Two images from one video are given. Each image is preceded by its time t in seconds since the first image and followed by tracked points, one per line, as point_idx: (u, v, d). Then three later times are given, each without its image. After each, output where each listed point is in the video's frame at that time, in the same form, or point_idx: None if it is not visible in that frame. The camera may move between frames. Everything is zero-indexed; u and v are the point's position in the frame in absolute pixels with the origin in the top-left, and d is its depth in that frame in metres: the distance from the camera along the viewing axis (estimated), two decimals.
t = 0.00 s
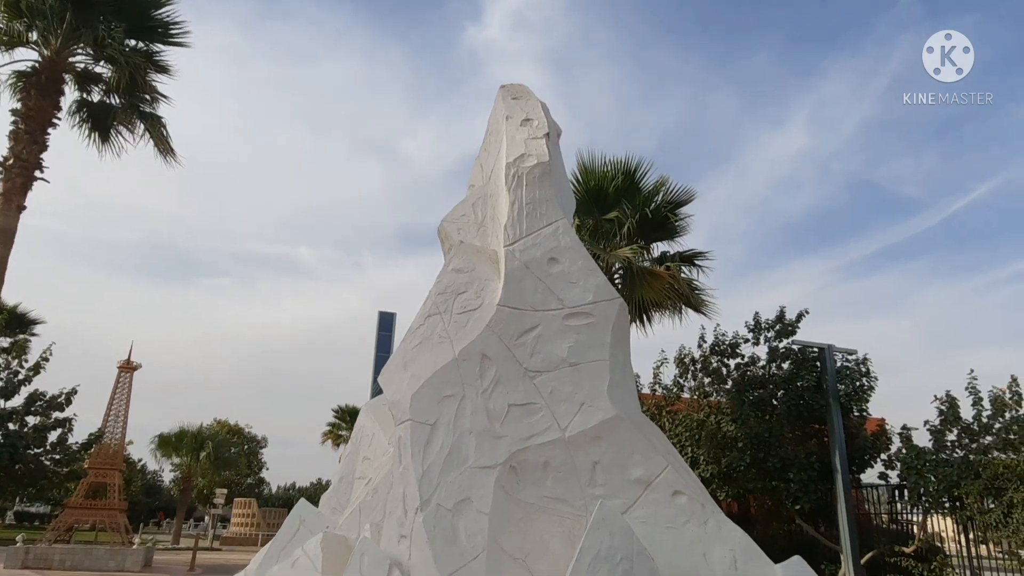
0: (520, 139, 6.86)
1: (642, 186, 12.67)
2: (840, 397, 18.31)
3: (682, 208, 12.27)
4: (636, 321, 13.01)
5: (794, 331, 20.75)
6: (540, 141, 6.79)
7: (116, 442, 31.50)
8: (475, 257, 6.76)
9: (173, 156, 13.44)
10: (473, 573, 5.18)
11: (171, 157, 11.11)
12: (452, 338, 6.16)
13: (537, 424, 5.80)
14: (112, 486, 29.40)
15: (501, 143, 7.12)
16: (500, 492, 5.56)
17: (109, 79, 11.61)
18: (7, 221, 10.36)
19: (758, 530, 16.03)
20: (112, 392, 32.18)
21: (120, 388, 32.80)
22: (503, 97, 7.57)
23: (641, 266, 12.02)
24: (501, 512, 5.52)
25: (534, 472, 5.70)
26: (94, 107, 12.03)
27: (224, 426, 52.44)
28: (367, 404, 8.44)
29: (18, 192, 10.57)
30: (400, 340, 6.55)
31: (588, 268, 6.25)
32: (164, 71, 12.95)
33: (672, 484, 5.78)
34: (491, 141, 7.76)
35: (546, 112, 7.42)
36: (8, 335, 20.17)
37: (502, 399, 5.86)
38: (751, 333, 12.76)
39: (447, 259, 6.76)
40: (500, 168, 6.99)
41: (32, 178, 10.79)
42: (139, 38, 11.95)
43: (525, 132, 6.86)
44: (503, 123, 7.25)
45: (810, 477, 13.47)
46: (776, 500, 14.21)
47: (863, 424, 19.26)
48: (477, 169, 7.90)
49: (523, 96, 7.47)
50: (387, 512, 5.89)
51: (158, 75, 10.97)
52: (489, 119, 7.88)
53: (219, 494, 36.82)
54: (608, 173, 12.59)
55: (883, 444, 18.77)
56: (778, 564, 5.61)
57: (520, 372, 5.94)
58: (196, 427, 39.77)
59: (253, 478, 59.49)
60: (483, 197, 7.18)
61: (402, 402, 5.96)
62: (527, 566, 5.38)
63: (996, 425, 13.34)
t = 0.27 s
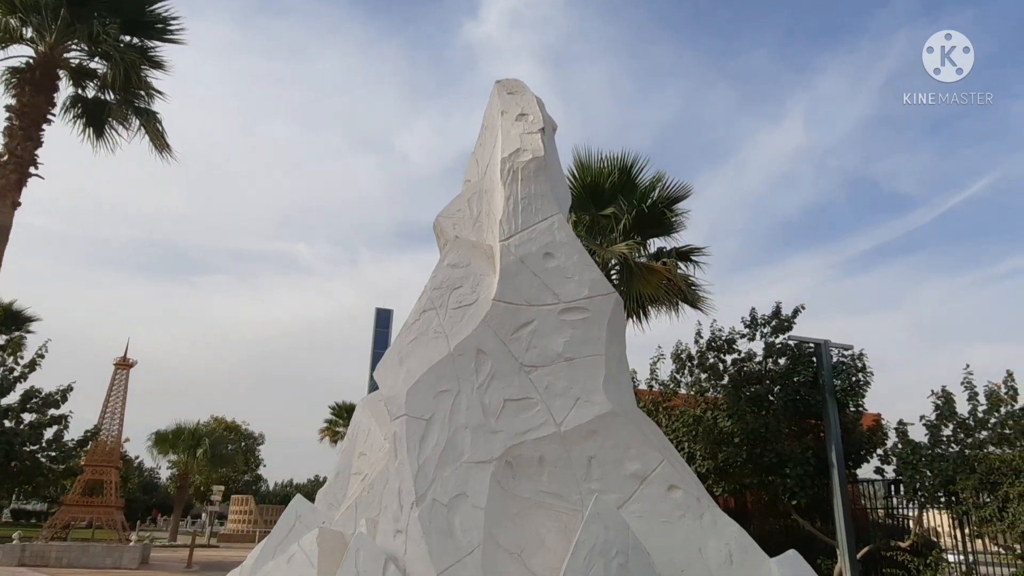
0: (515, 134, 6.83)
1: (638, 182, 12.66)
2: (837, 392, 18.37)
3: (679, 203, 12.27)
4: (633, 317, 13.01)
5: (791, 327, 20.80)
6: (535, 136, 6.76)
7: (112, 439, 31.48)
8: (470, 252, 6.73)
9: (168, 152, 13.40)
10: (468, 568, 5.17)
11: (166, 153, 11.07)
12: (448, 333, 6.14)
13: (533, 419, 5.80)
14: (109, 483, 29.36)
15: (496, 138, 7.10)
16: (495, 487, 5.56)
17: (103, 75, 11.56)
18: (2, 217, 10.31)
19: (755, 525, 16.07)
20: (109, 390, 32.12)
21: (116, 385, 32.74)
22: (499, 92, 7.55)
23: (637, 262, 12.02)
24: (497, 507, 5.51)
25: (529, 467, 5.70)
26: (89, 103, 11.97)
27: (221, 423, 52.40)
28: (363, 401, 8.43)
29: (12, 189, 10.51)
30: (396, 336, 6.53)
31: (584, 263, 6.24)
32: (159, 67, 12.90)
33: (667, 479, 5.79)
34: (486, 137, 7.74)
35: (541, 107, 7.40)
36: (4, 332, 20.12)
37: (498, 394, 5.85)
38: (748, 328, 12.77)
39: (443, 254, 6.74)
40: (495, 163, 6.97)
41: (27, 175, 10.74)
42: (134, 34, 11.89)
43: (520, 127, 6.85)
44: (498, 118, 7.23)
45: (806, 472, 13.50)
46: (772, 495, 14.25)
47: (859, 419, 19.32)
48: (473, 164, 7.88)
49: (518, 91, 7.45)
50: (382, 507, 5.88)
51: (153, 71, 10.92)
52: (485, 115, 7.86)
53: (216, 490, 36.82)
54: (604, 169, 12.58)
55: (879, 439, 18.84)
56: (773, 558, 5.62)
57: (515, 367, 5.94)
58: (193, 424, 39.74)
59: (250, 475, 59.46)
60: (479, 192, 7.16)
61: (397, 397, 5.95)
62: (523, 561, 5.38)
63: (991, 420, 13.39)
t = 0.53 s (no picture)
0: (513, 127, 6.79)
1: (637, 175, 12.64)
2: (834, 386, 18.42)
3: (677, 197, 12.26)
4: (631, 311, 13.01)
5: (789, 320, 20.82)
6: (534, 128, 6.72)
7: (110, 434, 31.49)
8: (469, 244, 6.69)
9: (165, 146, 13.34)
10: (467, 560, 5.17)
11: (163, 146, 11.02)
12: (446, 325, 6.11)
13: (531, 412, 5.79)
14: (106, 478, 29.42)
15: (495, 131, 7.06)
16: (494, 479, 5.56)
17: (100, 68, 11.50)
18: None
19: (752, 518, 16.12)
20: (106, 384, 32.11)
21: (114, 380, 32.73)
22: (497, 84, 7.51)
23: (635, 256, 12.01)
24: (495, 499, 5.52)
25: (528, 459, 5.70)
26: (85, 96, 11.92)
27: (218, 418, 52.45)
28: (361, 394, 8.43)
29: (9, 182, 10.47)
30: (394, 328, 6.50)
31: (583, 255, 6.22)
32: (155, 60, 12.83)
33: (666, 471, 5.80)
34: (484, 129, 7.71)
35: (540, 99, 7.36)
36: (1, 326, 20.09)
37: (497, 386, 5.84)
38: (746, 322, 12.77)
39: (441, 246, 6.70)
40: (493, 155, 6.93)
41: (23, 168, 10.68)
42: (131, 27, 11.82)
43: (518, 119, 6.81)
44: (496, 110, 7.20)
45: (804, 466, 13.52)
46: (769, 489, 14.30)
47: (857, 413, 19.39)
48: (471, 157, 7.84)
49: (517, 83, 7.41)
50: (381, 500, 5.88)
51: (150, 64, 10.87)
52: (483, 107, 7.82)
53: (214, 485, 36.92)
54: (603, 163, 12.56)
55: (876, 432, 18.91)
56: (771, 549, 5.64)
57: (514, 360, 5.92)
58: (191, 419, 39.78)
59: (248, 469, 59.56)
60: (477, 184, 7.13)
61: (396, 390, 5.93)
62: (521, 552, 5.39)
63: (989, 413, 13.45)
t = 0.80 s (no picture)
0: (510, 118, 6.75)
1: (634, 168, 12.61)
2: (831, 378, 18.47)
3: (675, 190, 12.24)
4: (629, 304, 13.01)
5: (787, 313, 20.86)
6: (531, 120, 6.68)
7: (107, 427, 31.43)
8: (466, 236, 6.65)
9: (161, 139, 13.28)
10: (464, 552, 5.17)
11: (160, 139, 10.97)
12: (444, 317, 6.08)
13: (529, 403, 5.79)
14: (104, 472, 29.45)
15: (492, 122, 7.02)
16: (492, 470, 5.56)
17: (95, 60, 11.43)
18: None
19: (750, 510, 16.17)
20: (103, 379, 32.11)
21: (111, 374, 32.72)
22: (494, 75, 7.47)
23: (633, 249, 11.98)
24: (493, 491, 5.52)
25: (525, 451, 5.70)
26: (81, 89, 11.85)
27: (216, 412, 52.49)
28: (359, 386, 8.43)
29: (4, 176, 10.41)
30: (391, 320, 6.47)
31: (580, 247, 6.19)
32: (151, 52, 12.75)
33: (664, 462, 5.80)
34: (482, 121, 7.67)
35: (537, 91, 7.32)
36: None
37: (494, 378, 5.83)
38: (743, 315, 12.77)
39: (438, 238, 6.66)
40: (490, 146, 6.89)
41: (19, 161, 10.62)
42: (126, 19, 11.74)
43: (516, 111, 6.77)
44: (493, 101, 7.15)
45: (801, 458, 13.56)
46: (767, 480, 14.34)
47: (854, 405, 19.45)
48: (468, 149, 7.80)
49: (514, 74, 7.36)
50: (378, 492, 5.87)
51: (145, 56, 10.80)
52: (480, 99, 7.78)
53: (212, 479, 37.01)
54: (600, 156, 12.52)
55: (873, 424, 18.99)
56: (769, 540, 5.65)
57: (511, 352, 5.91)
58: (189, 413, 39.82)
59: (246, 463, 59.66)
60: (474, 176, 7.09)
61: (393, 382, 5.91)
62: (519, 544, 5.39)
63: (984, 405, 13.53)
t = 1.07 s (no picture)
0: (508, 105, 6.70)
1: (632, 157, 12.56)
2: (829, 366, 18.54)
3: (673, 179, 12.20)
4: (627, 293, 13.01)
5: (784, 301, 20.90)
6: (528, 107, 6.64)
7: (106, 417, 31.48)
8: (464, 223, 6.60)
9: (158, 128, 13.21)
10: (462, 538, 5.19)
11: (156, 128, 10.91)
12: (441, 304, 6.06)
13: (526, 390, 5.80)
14: (104, 461, 29.55)
15: (489, 109, 6.97)
16: (490, 457, 5.58)
17: (90, 49, 11.35)
18: None
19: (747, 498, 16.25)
20: (101, 368, 32.14)
21: (110, 363, 32.75)
22: (491, 62, 7.41)
23: (631, 238, 11.96)
24: (490, 478, 5.53)
25: (523, 438, 5.72)
26: (76, 77, 11.77)
27: (215, 401, 52.61)
28: (357, 374, 8.45)
29: None
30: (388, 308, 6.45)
31: (578, 235, 6.17)
32: (147, 40, 12.66)
33: (661, 449, 5.83)
34: (479, 108, 7.62)
35: (534, 78, 7.27)
36: None
37: (492, 365, 5.83)
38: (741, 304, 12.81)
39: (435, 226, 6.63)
40: (488, 133, 6.84)
41: (14, 150, 10.56)
42: (121, 6, 11.65)
43: (513, 97, 6.72)
44: (491, 88, 7.10)
45: (798, 446, 13.65)
46: (764, 468, 14.42)
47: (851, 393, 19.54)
48: (466, 136, 7.76)
49: (511, 61, 7.31)
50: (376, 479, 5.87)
51: (141, 43, 10.72)
52: (478, 86, 7.73)
53: (211, 468, 37.14)
54: (598, 144, 12.48)
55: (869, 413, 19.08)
56: (766, 526, 5.68)
57: (509, 339, 5.90)
58: (188, 402, 39.90)
59: (245, 452, 59.87)
60: (472, 163, 7.04)
61: (390, 369, 5.90)
62: (517, 530, 5.41)
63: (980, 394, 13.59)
